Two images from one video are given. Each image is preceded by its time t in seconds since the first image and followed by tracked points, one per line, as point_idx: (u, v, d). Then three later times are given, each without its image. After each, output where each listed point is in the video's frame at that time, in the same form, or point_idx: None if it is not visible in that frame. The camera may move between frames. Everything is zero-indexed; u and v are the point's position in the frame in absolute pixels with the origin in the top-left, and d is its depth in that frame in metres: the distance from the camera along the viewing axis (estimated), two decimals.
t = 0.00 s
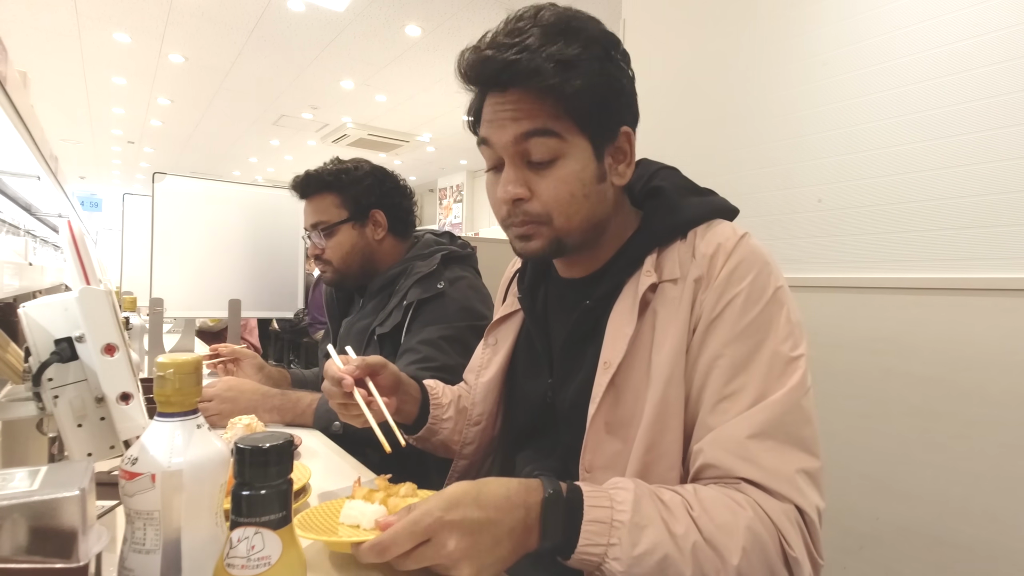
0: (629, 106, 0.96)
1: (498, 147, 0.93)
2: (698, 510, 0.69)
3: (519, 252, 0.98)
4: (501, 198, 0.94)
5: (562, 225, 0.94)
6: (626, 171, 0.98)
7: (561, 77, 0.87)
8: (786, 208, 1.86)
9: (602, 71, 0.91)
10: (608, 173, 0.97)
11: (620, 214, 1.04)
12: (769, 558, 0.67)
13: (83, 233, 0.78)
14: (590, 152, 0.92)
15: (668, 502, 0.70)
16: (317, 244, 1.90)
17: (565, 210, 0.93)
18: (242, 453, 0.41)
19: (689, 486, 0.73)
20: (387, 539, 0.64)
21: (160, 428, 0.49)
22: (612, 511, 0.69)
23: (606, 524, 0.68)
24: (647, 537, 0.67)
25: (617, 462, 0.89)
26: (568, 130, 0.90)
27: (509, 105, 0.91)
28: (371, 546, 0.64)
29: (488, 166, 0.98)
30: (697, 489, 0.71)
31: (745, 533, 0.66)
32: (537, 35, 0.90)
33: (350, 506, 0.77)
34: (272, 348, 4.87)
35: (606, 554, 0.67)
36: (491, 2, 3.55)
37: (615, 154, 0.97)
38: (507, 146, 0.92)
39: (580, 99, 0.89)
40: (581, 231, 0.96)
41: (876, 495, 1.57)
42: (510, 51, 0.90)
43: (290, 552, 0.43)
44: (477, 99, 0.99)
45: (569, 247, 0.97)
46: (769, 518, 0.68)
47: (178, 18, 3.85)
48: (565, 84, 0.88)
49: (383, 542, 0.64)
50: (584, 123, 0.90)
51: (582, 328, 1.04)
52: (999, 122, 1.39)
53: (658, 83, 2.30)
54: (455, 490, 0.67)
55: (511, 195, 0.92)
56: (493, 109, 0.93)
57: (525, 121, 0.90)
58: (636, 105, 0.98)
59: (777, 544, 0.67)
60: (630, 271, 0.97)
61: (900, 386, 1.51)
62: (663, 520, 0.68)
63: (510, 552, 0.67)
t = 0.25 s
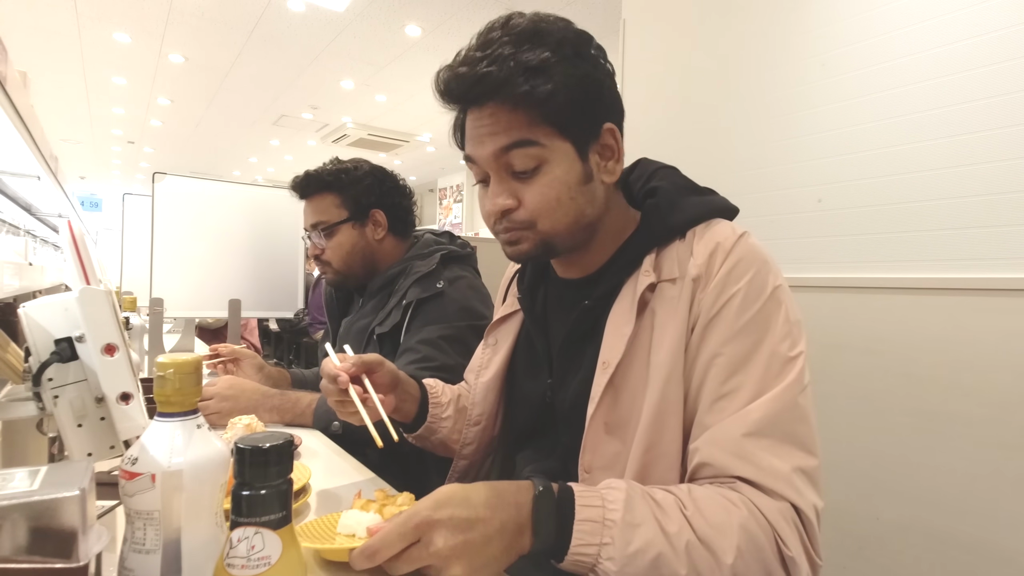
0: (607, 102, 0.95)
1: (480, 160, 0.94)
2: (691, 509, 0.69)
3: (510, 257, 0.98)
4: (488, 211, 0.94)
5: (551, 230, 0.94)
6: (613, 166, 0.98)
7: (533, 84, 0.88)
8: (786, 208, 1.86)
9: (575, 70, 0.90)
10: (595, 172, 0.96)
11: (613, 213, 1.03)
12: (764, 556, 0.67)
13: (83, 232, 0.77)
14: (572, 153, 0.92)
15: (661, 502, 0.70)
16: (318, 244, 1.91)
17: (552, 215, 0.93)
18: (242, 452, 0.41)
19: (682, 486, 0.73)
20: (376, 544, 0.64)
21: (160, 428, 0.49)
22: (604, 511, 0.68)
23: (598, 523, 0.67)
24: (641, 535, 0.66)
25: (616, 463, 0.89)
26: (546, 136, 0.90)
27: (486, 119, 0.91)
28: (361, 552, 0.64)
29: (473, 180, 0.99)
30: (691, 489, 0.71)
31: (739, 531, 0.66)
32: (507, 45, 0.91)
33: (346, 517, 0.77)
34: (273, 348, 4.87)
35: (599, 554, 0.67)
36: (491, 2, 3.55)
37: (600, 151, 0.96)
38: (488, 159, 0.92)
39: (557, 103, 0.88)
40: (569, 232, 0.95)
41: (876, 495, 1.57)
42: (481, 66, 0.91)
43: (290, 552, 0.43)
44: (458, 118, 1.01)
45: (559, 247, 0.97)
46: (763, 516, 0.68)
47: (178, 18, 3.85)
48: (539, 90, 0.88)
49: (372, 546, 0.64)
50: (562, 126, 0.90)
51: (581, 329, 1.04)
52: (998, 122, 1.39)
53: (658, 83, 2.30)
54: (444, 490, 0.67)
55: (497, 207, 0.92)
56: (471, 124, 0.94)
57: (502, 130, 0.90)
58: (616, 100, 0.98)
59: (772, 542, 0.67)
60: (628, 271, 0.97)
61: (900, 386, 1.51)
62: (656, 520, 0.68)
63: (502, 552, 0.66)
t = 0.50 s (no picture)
0: (593, 103, 0.94)
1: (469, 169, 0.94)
2: (684, 509, 0.69)
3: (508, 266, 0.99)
4: (480, 220, 0.96)
5: (543, 235, 0.94)
6: (603, 168, 0.97)
7: (514, 91, 0.88)
8: (786, 208, 1.86)
9: (556, 74, 0.90)
10: (584, 175, 0.96)
11: (608, 214, 1.03)
12: (759, 557, 0.67)
13: (83, 233, 0.77)
14: (560, 157, 0.91)
15: (653, 503, 0.70)
16: (318, 244, 1.90)
17: (543, 220, 0.93)
18: (242, 453, 0.41)
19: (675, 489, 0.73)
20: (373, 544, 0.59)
21: (160, 428, 0.49)
22: (597, 512, 0.68)
23: (593, 524, 0.67)
24: (635, 536, 0.66)
25: (614, 464, 0.89)
26: (532, 141, 0.90)
27: (472, 128, 0.92)
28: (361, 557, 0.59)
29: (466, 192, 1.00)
30: (684, 491, 0.71)
31: (731, 529, 0.66)
32: (488, 54, 0.92)
33: (341, 519, 0.77)
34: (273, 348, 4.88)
35: (595, 558, 0.66)
36: (491, 2, 3.54)
37: (588, 152, 0.96)
38: (476, 168, 0.93)
39: (540, 108, 0.88)
40: (564, 235, 0.95)
41: (876, 496, 1.57)
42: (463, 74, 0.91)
43: (290, 551, 0.43)
44: (447, 130, 1.01)
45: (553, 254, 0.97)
46: (757, 516, 0.68)
47: (179, 18, 3.85)
48: (521, 97, 0.87)
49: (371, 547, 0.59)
50: (548, 131, 0.90)
51: (578, 330, 1.04)
52: (997, 123, 1.39)
53: (658, 83, 2.31)
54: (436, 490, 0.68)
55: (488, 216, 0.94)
56: (458, 135, 0.95)
57: (488, 141, 0.90)
58: (603, 100, 0.97)
59: (767, 542, 0.67)
60: (626, 271, 0.97)
61: (898, 388, 1.52)
62: (650, 521, 0.68)
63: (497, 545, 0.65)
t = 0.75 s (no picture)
0: (591, 104, 0.94)
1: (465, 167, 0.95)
2: (682, 510, 0.69)
3: (504, 269, 1.00)
4: (474, 219, 0.96)
5: (536, 238, 0.94)
6: (598, 173, 0.98)
7: (511, 90, 0.88)
8: (787, 208, 1.86)
9: (554, 74, 0.90)
10: (579, 178, 0.96)
11: (605, 215, 1.03)
12: (758, 555, 0.67)
13: (83, 233, 0.77)
14: (554, 160, 0.92)
15: (651, 506, 0.70)
16: (318, 245, 1.91)
17: (536, 223, 0.93)
18: (242, 452, 0.41)
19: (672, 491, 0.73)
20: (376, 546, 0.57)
21: (160, 428, 0.49)
22: (595, 515, 0.68)
23: (592, 527, 0.67)
24: (634, 537, 0.66)
25: (613, 464, 0.89)
26: (527, 143, 0.90)
27: (468, 126, 0.92)
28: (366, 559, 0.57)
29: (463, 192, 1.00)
30: (680, 492, 0.72)
31: (729, 528, 0.66)
32: (489, 51, 0.92)
33: (337, 525, 0.77)
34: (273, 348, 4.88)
35: (595, 560, 0.66)
36: (491, 2, 3.54)
37: (584, 156, 0.96)
38: (470, 168, 0.93)
39: (536, 108, 0.88)
40: (557, 239, 0.96)
41: (876, 496, 1.57)
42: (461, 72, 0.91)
43: (290, 551, 0.43)
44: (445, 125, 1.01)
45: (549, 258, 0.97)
46: (755, 514, 0.68)
47: (179, 18, 3.85)
48: (517, 98, 0.88)
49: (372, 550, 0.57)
50: (543, 133, 0.90)
51: (576, 330, 1.04)
52: (996, 123, 1.39)
53: (658, 83, 2.30)
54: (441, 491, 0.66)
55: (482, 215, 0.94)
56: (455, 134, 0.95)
57: (483, 142, 0.90)
58: (602, 101, 0.97)
59: (765, 541, 0.67)
60: (623, 271, 0.97)
61: (898, 389, 1.52)
62: (648, 524, 0.68)
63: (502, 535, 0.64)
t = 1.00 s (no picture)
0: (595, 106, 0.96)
1: (474, 158, 0.92)
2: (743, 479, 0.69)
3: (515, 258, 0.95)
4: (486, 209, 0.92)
5: (551, 223, 0.92)
6: (603, 163, 0.99)
7: (524, 77, 0.89)
8: (787, 208, 1.86)
9: (560, 68, 0.92)
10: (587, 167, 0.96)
11: (608, 218, 1.03)
12: (803, 539, 0.67)
13: (83, 233, 0.78)
14: (567, 146, 0.92)
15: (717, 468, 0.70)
16: (317, 245, 1.90)
17: (552, 207, 0.91)
18: (242, 452, 0.41)
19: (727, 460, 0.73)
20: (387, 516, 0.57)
21: (160, 428, 0.49)
22: (673, 457, 0.69)
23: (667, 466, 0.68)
24: (706, 482, 0.67)
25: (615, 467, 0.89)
26: (540, 128, 0.90)
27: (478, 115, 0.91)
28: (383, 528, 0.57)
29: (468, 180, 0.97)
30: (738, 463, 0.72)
31: (785, 504, 0.67)
32: (495, 43, 0.93)
33: (337, 526, 0.77)
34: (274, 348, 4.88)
35: (665, 491, 0.67)
36: (491, 2, 3.54)
37: (590, 147, 0.97)
38: (481, 156, 0.91)
39: (546, 97, 0.89)
40: (571, 224, 0.94)
41: (875, 496, 1.57)
42: (470, 62, 0.91)
43: (290, 552, 0.43)
44: (447, 123, 1.00)
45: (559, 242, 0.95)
46: (804, 501, 0.68)
47: (179, 18, 3.85)
48: (529, 83, 0.88)
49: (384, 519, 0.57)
50: (555, 119, 0.91)
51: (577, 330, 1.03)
52: (996, 123, 1.39)
53: (658, 83, 2.30)
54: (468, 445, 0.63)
55: (496, 203, 0.90)
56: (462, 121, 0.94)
57: (495, 127, 0.90)
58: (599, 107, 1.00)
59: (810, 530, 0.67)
60: (623, 277, 0.97)
61: (897, 389, 1.52)
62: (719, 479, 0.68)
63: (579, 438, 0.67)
